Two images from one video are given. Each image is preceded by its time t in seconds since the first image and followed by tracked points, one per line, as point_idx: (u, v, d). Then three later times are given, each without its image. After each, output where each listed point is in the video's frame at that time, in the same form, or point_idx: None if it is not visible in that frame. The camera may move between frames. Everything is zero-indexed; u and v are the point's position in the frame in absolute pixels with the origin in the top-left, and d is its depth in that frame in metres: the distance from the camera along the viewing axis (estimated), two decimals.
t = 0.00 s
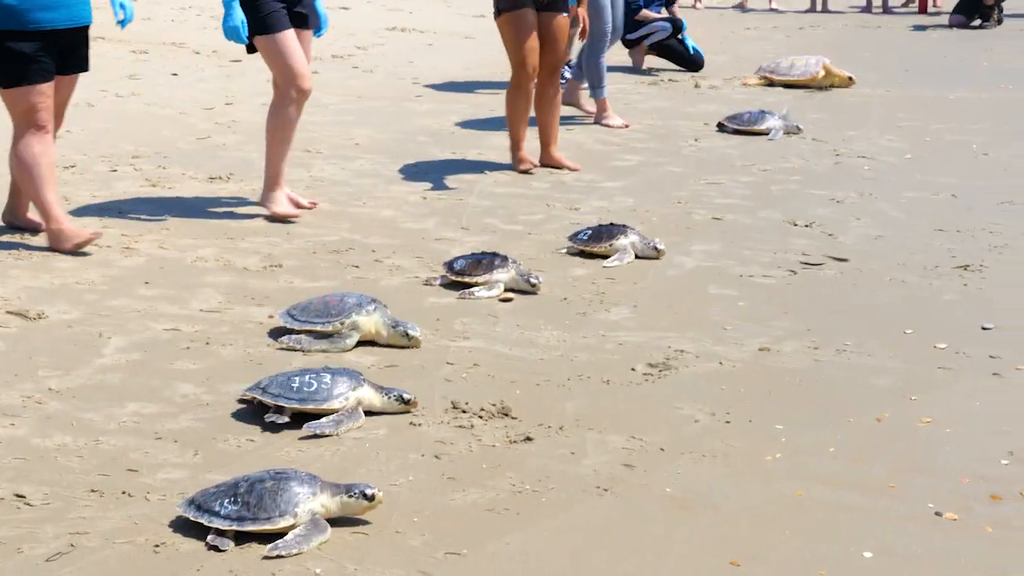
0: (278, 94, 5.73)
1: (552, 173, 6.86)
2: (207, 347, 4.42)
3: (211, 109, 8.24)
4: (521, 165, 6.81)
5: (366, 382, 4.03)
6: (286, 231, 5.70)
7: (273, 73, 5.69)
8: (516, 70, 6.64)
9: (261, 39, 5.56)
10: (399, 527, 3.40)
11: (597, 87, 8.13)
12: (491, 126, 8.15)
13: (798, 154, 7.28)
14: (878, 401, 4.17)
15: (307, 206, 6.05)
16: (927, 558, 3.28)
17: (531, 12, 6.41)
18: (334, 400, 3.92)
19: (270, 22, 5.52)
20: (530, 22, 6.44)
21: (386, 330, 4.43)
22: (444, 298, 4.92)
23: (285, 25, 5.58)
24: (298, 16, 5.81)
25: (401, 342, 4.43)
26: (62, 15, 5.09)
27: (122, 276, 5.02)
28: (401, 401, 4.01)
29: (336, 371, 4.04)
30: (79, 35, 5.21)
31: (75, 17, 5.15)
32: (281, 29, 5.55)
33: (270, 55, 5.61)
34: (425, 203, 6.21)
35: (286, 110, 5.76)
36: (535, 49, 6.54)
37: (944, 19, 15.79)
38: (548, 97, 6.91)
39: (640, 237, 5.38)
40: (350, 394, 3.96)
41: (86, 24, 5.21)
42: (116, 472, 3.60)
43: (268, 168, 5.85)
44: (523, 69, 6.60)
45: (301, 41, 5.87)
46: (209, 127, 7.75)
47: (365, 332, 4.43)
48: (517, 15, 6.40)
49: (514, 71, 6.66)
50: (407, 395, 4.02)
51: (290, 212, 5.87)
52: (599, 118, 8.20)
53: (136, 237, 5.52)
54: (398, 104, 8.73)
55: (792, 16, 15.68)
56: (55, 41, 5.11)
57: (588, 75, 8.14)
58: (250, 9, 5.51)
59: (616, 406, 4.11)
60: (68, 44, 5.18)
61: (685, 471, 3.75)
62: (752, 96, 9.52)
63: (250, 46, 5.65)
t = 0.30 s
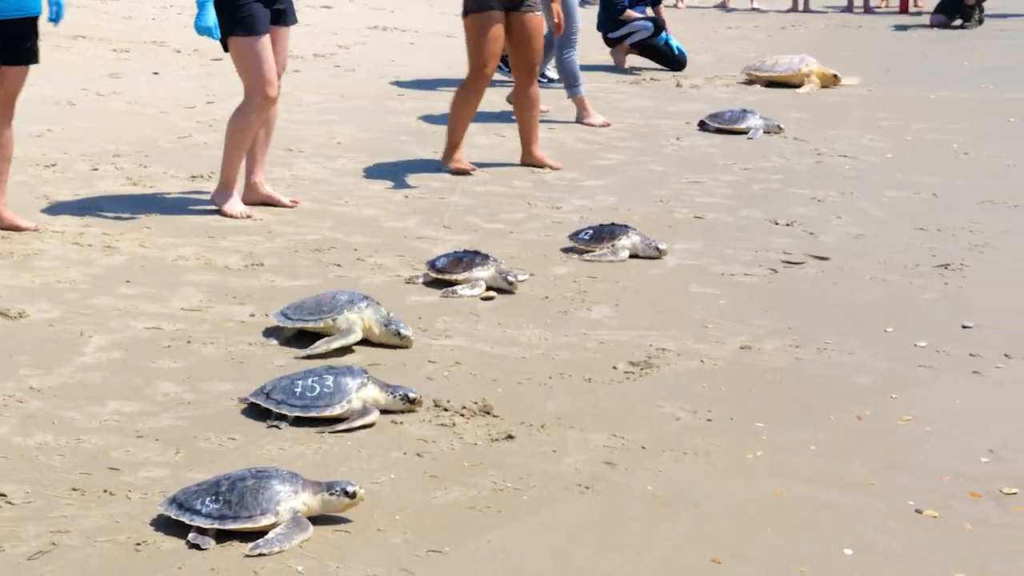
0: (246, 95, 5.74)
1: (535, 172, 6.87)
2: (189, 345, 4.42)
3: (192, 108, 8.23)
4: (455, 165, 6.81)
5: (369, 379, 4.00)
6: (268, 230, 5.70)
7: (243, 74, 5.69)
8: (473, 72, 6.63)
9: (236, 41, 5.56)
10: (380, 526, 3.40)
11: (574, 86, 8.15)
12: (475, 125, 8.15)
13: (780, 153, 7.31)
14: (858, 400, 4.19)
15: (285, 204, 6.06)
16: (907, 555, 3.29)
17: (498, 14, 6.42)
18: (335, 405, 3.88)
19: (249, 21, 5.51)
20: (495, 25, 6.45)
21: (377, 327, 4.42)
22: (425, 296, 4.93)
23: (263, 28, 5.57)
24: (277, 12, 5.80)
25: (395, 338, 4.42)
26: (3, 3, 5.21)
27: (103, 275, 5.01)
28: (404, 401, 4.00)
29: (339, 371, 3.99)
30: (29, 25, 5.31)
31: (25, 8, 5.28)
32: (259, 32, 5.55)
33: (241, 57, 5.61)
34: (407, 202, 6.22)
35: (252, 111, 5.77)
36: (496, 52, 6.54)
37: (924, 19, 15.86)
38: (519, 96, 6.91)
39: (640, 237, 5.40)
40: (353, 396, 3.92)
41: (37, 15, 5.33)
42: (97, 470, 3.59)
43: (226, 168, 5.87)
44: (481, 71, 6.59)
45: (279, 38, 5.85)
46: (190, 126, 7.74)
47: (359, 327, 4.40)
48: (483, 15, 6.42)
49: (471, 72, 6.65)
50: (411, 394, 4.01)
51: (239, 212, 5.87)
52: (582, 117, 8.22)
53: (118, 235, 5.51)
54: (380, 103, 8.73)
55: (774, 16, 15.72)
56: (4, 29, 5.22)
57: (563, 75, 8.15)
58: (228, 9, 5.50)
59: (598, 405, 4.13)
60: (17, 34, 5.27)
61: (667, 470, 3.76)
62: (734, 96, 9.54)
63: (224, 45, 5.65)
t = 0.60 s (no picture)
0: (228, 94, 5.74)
1: (514, 169, 6.88)
2: (167, 343, 4.42)
3: (171, 105, 8.21)
4: (427, 166, 6.81)
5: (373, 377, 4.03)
6: (246, 228, 5.69)
7: (225, 73, 5.68)
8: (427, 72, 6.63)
9: (219, 38, 5.55)
10: (359, 523, 3.41)
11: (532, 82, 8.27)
12: (454, 123, 8.17)
13: (757, 151, 7.35)
14: (836, 397, 4.22)
15: (265, 202, 6.06)
16: (883, 551, 3.32)
17: (446, 13, 6.40)
18: (338, 402, 3.92)
19: (229, 19, 5.50)
20: (444, 24, 6.43)
21: (400, 334, 4.39)
22: (404, 294, 4.94)
23: (245, 26, 5.57)
24: (257, 9, 5.78)
25: (417, 347, 4.41)
26: None
27: (81, 273, 5.00)
28: (407, 396, 4.04)
29: (339, 370, 4.04)
30: None
31: None
32: (241, 29, 5.55)
33: (224, 55, 5.61)
34: (386, 200, 6.22)
35: (234, 110, 5.77)
36: (447, 51, 6.53)
37: (902, 18, 15.93)
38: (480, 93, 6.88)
39: (628, 239, 5.36)
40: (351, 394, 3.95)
41: None
42: (75, 468, 3.59)
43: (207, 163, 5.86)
44: (438, 72, 6.59)
45: (259, 36, 5.85)
46: (169, 124, 7.72)
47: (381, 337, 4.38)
48: (429, 17, 6.39)
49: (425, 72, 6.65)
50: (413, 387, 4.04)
51: (222, 211, 5.87)
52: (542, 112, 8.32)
53: (96, 233, 5.50)
54: (360, 101, 8.72)
55: (752, 16, 15.78)
56: None
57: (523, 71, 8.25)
58: (210, 6, 5.48)
59: (576, 402, 4.14)
60: None
61: (645, 466, 3.78)
62: (713, 94, 9.58)
63: (206, 43, 5.64)
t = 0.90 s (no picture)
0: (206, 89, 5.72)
1: (490, 166, 6.89)
2: (143, 340, 4.41)
3: (146, 103, 8.18)
4: (403, 162, 6.81)
5: (355, 372, 4.05)
6: (222, 225, 5.69)
7: (203, 68, 5.67)
8: (387, 68, 6.61)
9: (197, 35, 5.55)
10: (336, 519, 3.42)
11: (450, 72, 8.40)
12: (431, 120, 8.17)
13: (732, 148, 7.38)
14: (810, 393, 4.25)
15: (241, 200, 6.05)
16: (857, 546, 3.35)
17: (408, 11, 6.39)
18: (324, 395, 3.94)
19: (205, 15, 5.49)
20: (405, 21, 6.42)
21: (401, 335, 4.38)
22: (379, 291, 4.95)
23: (223, 21, 5.57)
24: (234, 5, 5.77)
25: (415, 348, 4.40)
26: None
27: (55, 270, 4.98)
28: (388, 389, 4.05)
29: (322, 366, 4.06)
30: None
31: None
32: (219, 24, 5.55)
33: (202, 51, 5.60)
34: (362, 197, 6.23)
35: (212, 106, 5.76)
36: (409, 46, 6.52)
37: (876, 16, 16.02)
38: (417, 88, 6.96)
39: (619, 234, 5.39)
40: (335, 388, 3.97)
41: None
42: (51, 465, 3.58)
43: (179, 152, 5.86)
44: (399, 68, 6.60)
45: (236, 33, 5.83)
46: (145, 121, 7.69)
47: (380, 336, 4.37)
48: (392, 16, 6.37)
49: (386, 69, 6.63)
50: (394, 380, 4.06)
51: (196, 207, 5.86)
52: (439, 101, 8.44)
53: (71, 231, 5.48)
54: (337, 99, 8.71)
55: (727, 14, 15.84)
56: None
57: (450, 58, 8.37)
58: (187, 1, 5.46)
59: (552, 399, 4.16)
60: None
61: (620, 462, 3.80)
62: (688, 92, 9.62)
63: (184, 39, 5.63)
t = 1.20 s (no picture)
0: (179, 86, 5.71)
1: (464, 162, 6.90)
2: (116, 338, 4.40)
3: (119, 99, 8.15)
4: (378, 160, 6.78)
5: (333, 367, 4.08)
6: (195, 222, 5.68)
7: (176, 66, 5.66)
8: (351, 66, 6.63)
9: (168, 32, 5.54)
10: (309, 516, 3.42)
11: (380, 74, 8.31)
12: (406, 117, 8.17)
13: (704, 145, 7.42)
14: (782, 389, 4.28)
15: (215, 196, 6.04)
16: (828, 540, 3.38)
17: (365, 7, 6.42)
18: (303, 390, 3.96)
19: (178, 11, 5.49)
20: (362, 16, 6.44)
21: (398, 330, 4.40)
22: (352, 287, 4.95)
23: (195, 18, 5.56)
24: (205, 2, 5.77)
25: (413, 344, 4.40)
26: None
27: (26, 267, 4.96)
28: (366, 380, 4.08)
29: (300, 360, 4.08)
30: None
31: None
32: (190, 22, 5.54)
33: (175, 49, 5.59)
34: (335, 194, 6.23)
35: (185, 104, 5.74)
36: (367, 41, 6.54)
37: (848, 13, 16.10)
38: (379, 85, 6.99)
39: (611, 233, 5.40)
40: (316, 383, 4.00)
41: None
42: (23, 463, 3.58)
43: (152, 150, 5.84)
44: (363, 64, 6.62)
45: (208, 30, 5.83)
46: (118, 117, 7.66)
47: (378, 333, 4.38)
48: (349, 12, 6.39)
49: (348, 67, 6.64)
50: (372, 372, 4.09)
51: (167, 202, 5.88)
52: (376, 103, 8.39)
53: (43, 228, 5.45)
54: (311, 96, 8.69)
55: (700, 10, 15.89)
56: None
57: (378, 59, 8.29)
58: None
59: (525, 395, 4.17)
60: None
61: (594, 458, 3.82)
62: (661, 88, 9.65)
63: (156, 39, 5.63)
